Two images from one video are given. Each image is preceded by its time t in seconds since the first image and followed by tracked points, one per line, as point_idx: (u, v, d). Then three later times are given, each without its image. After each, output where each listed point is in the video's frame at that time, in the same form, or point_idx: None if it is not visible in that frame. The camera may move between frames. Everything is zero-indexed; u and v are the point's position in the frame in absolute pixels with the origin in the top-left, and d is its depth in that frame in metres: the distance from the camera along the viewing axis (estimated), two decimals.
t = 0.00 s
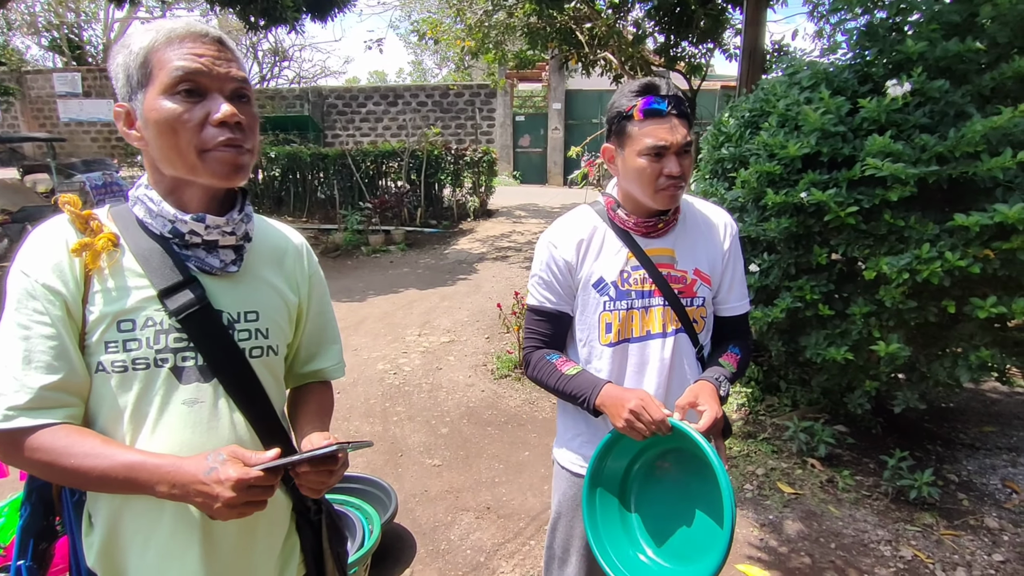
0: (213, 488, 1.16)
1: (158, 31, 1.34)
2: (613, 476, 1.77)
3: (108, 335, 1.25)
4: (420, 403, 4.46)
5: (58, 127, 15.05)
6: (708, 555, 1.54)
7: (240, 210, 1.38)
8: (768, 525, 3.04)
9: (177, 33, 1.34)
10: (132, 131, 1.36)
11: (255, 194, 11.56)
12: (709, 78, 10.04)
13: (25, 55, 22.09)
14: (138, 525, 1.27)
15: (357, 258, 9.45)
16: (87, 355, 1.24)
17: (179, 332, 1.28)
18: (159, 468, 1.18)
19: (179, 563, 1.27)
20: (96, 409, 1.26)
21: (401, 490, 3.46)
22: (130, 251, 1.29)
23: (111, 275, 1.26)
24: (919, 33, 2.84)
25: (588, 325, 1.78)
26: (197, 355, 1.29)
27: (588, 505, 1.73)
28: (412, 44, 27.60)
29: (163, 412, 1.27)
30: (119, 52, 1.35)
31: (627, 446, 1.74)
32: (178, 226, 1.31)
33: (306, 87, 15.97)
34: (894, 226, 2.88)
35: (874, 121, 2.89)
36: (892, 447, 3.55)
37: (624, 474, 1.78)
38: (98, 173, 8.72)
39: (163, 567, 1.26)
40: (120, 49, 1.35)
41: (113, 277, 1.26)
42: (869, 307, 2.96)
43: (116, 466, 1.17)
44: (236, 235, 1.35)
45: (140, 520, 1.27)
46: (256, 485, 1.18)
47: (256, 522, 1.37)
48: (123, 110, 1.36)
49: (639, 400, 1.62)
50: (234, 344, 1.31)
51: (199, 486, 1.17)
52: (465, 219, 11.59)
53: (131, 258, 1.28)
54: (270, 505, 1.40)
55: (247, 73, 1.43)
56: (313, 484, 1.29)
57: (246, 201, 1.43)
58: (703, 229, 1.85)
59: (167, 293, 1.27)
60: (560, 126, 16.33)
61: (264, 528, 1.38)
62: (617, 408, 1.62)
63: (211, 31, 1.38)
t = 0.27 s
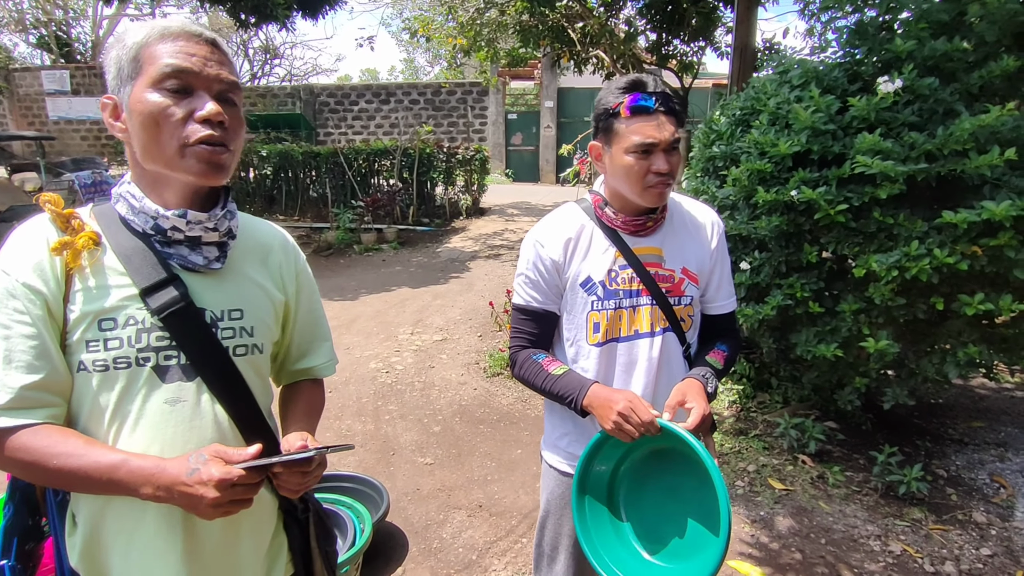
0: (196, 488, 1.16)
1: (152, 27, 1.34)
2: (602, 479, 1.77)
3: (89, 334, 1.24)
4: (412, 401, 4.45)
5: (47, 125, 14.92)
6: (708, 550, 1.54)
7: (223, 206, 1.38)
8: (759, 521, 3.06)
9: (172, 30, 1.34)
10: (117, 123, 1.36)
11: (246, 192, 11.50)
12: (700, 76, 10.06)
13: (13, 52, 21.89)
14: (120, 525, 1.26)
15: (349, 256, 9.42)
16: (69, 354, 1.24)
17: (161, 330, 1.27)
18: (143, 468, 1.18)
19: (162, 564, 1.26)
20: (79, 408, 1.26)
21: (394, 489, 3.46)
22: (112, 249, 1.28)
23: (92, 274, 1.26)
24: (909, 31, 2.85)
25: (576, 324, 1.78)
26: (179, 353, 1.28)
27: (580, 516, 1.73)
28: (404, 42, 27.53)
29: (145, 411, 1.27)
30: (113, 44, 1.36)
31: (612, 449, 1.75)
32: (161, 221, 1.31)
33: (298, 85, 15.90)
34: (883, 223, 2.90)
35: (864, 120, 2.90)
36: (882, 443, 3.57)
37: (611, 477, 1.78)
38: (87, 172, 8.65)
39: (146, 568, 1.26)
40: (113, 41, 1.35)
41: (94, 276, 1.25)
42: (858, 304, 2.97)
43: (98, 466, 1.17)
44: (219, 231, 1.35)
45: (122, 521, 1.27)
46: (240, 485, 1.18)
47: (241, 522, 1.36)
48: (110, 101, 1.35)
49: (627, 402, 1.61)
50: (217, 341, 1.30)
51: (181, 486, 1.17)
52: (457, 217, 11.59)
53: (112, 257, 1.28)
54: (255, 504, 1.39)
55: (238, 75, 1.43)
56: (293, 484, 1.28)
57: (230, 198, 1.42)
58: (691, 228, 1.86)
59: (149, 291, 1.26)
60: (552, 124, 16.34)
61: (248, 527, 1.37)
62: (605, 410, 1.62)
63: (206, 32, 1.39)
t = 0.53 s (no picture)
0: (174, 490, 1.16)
1: (157, 25, 1.37)
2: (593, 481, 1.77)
3: (70, 333, 1.23)
4: (404, 400, 4.44)
5: (34, 122, 14.77)
6: (713, 549, 1.57)
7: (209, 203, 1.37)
8: (750, 517, 3.07)
9: (177, 27, 1.38)
10: (110, 112, 1.36)
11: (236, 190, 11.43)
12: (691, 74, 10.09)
13: None
14: (102, 524, 1.26)
15: (340, 255, 9.39)
16: (50, 353, 1.23)
17: (143, 329, 1.26)
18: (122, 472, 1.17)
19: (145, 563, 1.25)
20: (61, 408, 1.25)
21: (385, 487, 3.45)
22: (94, 246, 1.28)
23: (74, 272, 1.25)
24: (897, 30, 2.87)
25: (563, 322, 1.78)
26: (162, 351, 1.28)
27: (571, 518, 1.72)
28: (395, 40, 27.44)
29: (127, 409, 1.26)
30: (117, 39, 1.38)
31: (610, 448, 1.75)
32: (145, 217, 1.30)
33: (288, 83, 15.82)
34: (872, 220, 2.91)
35: (853, 117, 2.92)
36: (871, 439, 3.60)
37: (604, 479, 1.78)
38: (75, 170, 8.57)
39: (128, 567, 1.25)
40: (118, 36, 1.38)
41: (76, 274, 1.25)
42: (847, 301, 2.99)
43: (79, 466, 1.16)
44: (204, 228, 1.34)
45: (103, 519, 1.26)
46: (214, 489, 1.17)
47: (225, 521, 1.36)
48: (106, 91, 1.36)
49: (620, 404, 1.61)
50: (200, 340, 1.29)
51: (161, 487, 1.16)
52: (449, 215, 11.57)
53: (95, 254, 1.27)
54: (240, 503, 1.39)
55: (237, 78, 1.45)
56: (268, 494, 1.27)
57: (215, 195, 1.41)
58: (677, 226, 1.86)
59: (132, 289, 1.25)
60: (544, 122, 16.35)
61: (233, 526, 1.37)
62: (596, 413, 1.63)
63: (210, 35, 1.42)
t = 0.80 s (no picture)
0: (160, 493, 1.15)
1: (141, 22, 1.35)
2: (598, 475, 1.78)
3: (60, 331, 1.22)
4: (397, 399, 4.44)
5: (23, 121, 14.66)
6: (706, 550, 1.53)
7: (201, 202, 1.37)
8: (742, 515, 3.08)
9: (160, 25, 1.35)
10: (98, 114, 1.34)
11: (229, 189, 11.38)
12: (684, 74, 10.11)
13: None
14: (91, 523, 1.25)
15: (333, 254, 9.37)
16: (39, 351, 1.22)
17: (134, 327, 1.26)
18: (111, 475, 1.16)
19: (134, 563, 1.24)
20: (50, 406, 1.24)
21: (379, 487, 3.45)
22: (86, 244, 1.27)
23: (64, 269, 1.24)
24: (888, 30, 2.88)
25: (557, 321, 1.79)
26: (153, 350, 1.27)
27: (570, 508, 1.72)
28: (388, 38, 27.38)
29: (117, 408, 1.25)
30: (99, 38, 1.35)
31: (614, 442, 1.76)
32: (137, 216, 1.30)
33: (281, 81, 15.76)
34: (862, 219, 2.93)
35: (844, 117, 2.93)
36: (862, 437, 3.62)
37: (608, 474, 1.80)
38: (65, 169, 8.51)
39: (116, 566, 1.24)
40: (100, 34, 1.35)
41: (66, 272, 1.24)
42: (839, 300, 3.01)
43: (69, 466, 1.16)
44: (196, 227, 1.33)
45: (92, 518, 1.25)
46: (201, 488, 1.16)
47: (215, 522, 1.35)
48: (92, 92, 1.34)
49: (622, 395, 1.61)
50: (191, 339, 1.29)
51: (147, 487, 1.16)
52: (442, 214, 11.56)
53: (86, 252, 1.27)
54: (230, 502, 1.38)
55: (225, 75, 1.43)
56: (262, 484, 1.27)
57: (208, 194, 1.41)
58: (668, 224, 1.87)
59: (123, 287, 1.25)
60: (537, 121, 16.35)
61: (223, 526, 1.37)
62: (599, 405, 1.62)
63: (194, 31, 1.39)
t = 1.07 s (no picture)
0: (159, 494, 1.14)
1: (125, 22, 1.32)
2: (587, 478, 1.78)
3: (55, 332, 1.22)
4: (392, 399, 4.43)
5: (16, 120, 14.58)
6: (697, 553, 1.55)
7: (194, 202, 1.36)
8: (736, 514, 3.10)
9: (144, 25, 1.32)
10: (86, 117, 1.34)
11: (222, 189, 11.35)
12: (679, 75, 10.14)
13: None
14: (87, 523, 1.25)
15: (327, 254, 9.35)
16: (35, 352, 1.22)
17: (129, 328, 1.26)
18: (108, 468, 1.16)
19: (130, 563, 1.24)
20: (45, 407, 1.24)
21: (374, 487, 3.44)
22: (80, 246, 1.27)
23: (59, 271, 1.24)
24: (881, 32, 2.90)
25: (553, 321, 1.79)
26: (148, 351, 1.27)
27: (561, 512, 1.73)
28: (383, 38, 27.34)
29: (113, 409, 1.25)
30: (84, 38, 1.33)
31: (602, 446, 1.76)
32: (129, 217, 1.29)
33: (275, 80, 15.72)
34: (856, 220, 2.95)
35: (838, 118, 2.94)
36: (855, 436, 3.64)
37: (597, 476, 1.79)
38: (58, 168, 8.47)
39: (114, 567, 1.24)
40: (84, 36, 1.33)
41: (61, 273, 1.24)
42: (833, 300, 3.03)
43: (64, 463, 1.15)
44: (190, 228, 1.33)
45: (88, 520, 1.25)
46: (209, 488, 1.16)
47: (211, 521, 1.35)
48: (80, 95, 1.33)
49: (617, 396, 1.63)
50: (186, 340, 1.29)
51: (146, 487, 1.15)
52: (437, 214, 11.55)
53: (80, 254, 1.26)
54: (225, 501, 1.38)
55: (212, 73, 1.41)
56: (285, 491, 1.25)
57: (201, 194, 1.40)
58: (664, 225, 1.88)
59: (117, 289, 1.25)
60: (532, 121, 16.36)
61: (220, 525, 1.36)
62: (593, 407, 1.63)
63: (180, 28, 1.37)
